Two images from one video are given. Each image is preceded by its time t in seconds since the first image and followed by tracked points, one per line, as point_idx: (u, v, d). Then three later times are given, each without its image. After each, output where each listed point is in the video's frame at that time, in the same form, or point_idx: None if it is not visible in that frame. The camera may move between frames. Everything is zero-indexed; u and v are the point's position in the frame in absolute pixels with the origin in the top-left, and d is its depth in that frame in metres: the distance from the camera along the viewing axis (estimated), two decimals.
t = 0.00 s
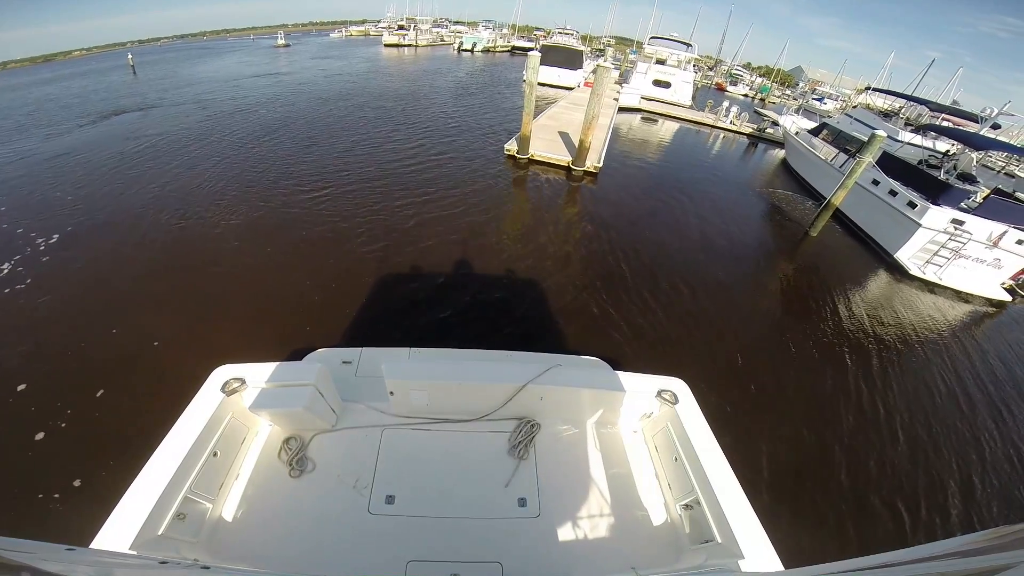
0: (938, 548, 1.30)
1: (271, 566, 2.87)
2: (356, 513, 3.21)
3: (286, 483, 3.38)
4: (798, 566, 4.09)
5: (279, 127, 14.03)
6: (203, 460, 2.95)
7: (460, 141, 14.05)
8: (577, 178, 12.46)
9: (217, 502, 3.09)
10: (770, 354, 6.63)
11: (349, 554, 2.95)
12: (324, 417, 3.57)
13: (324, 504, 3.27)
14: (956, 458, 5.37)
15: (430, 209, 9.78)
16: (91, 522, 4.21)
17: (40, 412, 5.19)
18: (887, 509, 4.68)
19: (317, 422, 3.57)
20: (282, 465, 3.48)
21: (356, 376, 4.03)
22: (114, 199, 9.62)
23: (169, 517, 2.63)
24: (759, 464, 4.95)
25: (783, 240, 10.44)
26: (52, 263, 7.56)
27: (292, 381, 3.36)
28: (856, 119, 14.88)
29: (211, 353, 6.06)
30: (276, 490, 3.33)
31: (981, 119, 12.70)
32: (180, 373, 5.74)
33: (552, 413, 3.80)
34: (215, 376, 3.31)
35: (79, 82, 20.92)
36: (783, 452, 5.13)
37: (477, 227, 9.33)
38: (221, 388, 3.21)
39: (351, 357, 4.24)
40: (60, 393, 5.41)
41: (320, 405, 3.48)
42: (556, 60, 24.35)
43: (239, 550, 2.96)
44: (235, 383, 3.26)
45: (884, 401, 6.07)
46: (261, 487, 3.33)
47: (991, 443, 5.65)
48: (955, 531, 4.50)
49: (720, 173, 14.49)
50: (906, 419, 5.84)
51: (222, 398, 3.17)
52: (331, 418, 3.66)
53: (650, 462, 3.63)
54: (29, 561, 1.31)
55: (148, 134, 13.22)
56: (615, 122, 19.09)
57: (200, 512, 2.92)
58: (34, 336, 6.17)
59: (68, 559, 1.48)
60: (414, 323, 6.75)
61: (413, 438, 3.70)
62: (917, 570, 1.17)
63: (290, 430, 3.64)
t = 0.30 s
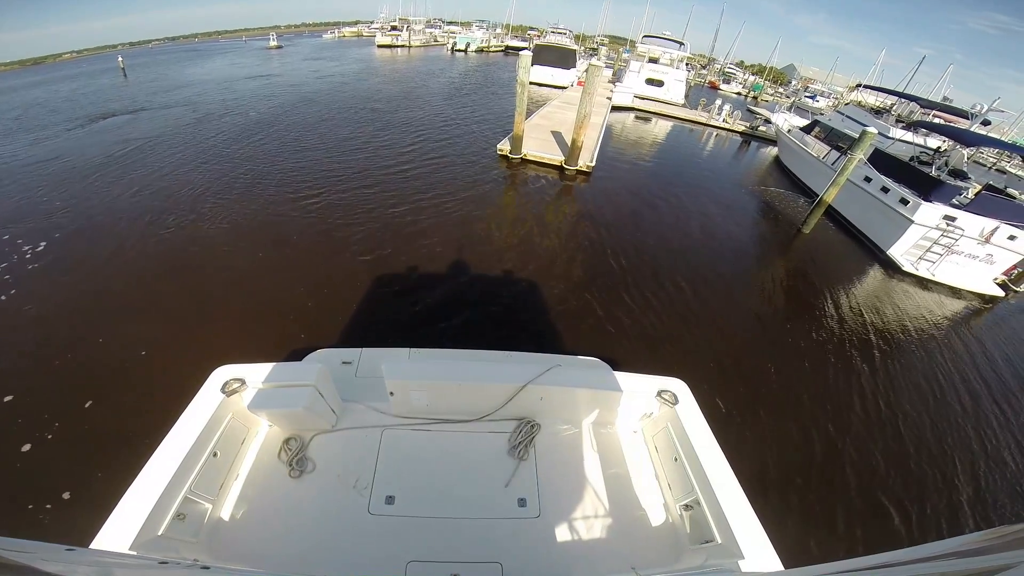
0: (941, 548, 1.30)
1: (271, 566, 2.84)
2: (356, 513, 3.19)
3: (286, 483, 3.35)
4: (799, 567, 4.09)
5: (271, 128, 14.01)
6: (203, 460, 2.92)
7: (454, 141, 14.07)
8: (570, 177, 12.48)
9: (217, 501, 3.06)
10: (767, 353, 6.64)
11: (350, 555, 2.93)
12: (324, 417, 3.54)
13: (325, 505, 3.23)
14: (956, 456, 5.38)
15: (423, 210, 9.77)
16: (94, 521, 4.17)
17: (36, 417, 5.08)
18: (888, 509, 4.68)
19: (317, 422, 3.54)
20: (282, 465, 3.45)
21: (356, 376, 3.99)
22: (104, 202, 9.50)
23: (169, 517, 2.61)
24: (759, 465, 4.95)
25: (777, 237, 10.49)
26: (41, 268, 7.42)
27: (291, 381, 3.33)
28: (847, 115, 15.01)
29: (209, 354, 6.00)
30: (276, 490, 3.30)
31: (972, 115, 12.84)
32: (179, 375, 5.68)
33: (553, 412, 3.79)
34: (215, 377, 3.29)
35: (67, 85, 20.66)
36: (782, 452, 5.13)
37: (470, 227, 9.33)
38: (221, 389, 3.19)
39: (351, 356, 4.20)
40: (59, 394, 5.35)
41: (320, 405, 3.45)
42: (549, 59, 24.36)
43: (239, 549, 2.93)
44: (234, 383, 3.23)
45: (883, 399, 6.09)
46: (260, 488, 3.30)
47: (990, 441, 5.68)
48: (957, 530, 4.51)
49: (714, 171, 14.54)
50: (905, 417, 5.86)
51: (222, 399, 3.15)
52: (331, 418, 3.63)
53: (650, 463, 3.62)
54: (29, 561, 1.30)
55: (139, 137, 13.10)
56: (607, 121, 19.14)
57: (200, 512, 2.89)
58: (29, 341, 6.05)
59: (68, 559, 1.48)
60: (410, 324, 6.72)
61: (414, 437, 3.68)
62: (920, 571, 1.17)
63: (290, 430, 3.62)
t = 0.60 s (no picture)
0: (940, 549, 1.31)
1: (271, 565, 2.82)
2: (356, 513, 3.17)
3: (286, 483, 3.33)
4: (798, 567, 4.09)
5: (263, 129, 13.94)
6: (203, 460, 2.89)
7: (448, 141, 14.05)
8: (563, 176, 12.48)
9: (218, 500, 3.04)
10: (766, 353, 6.64)
11: (351, 555, 2.92)
12: (324, 418, 3.52)
13: (324, 507, 3.21)
14: (956, 456, 5.38)
15: (416, 210, 9.75)
16: (95, 520, 4.21)
17: (29, 424, 5.03)
18: (887, 509, 4.68)
19: (318, 422, 3.52)
20: (282, 465, 3.43)
21: (355, 376, 3.95)
22: (93, 205, 9.37)
23: (169, 517, 2.60)
24: (759, 466, 4.94)
25: (769, 234, 10.56)
26: (31, 273, 7.32)
27: (291, 382, 3.30)
28: (839, 113, 15.12)
29: (206, 356, 5.98)
30: (276, 490, 3.28)
31: (961, 112, 12.97)
32: (177, 377, 5.66)
33: (553, 412, 3.77)
34: (215, 376, 3.25)
35: (55, 88, 20.40)
36: (781, 452, 5.13)
37: (465, 227, 9.32)
38: (221, 388, 3.15)
39: (351, 356, 4.16)
40: (57, 398, 5.34)
41: (320, 405, 3.42)
42: (542, 58, 24.36)
43: (239, 548, 2.92)
44: (235, 383, 3.20)
45: (882, 398, 6.09)
46: (260, 487, 3.28)
47: (989, 440, 5.69)
48: (957, 530, 4.51)
49: (706, 169, 14.60)
50: (904, 416, 5.86)
51: (222, 398, 3.12)
52: (331, 418, 3.60)
53: (650, 463, 3.61)
54: (29, 561, 1.33)
55: (129, 139, 12.98)
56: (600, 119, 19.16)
57: (200, 512, 2.87)
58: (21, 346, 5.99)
59: (69, 558, 1.51)
60: (404, 324, 6.69)
61: (414, 436, 3.67)
62: (919, 571, 1.18)
63: (290, 430, 3.60)
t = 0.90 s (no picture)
0: (942, 548, 1.30)
1: (271, 565, 2.81)
2: (357, 513, 3.16)
3: (286, 483, 3.31)
4: (800, 568, 4.11)
5: (254, 130, 13.81)
6: (203, 460, 2.88)
7: (441, 141, 14.01)
8: (555, 175, 12.47)
9: (218, 499, 3.03)
10: (765, 353, 6.65)
11: (351, 554, 2.91)
12: (324, 418, 3.49)
13: (324, 507, 3.18)
14: (953, 453, 5.43)
15: (410, 211, 9.70)
16: (95, 519, 4.18)
17: (21, 428, 4.95)
18: (887, 509, 4.70)
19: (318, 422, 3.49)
20: (283, 465, 3.41)
21: (356, 376, 3.94)
22: (81, 208, 9.24)
23: (169, 517, 2.60)
24: (759, 468, 4.95)
25: (761, 232, 10.63)
26: (18, 277, 7.20)
27: (291, 382, 3.27)
28: (829, 111, 15.24)
29: (203, 357, 5.93)
30: (276, 490, 3.27)
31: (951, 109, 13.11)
32: (174, 379, 5.60)
33: (553, 411, 3.76)
34: (215, 376, 3.24)
35: (41, 90, 20.10)
36: (781, 453, 5.14)
37: (460, 228, 9.28)
38: (221, 388, 3.14)
39: (351, 356, 4.15)
40: (50, 401, 5.25)
41: (320, 405, 3.40)
42: (534, 57, 24.36)
43: (240, 548, 2.90)
44: (235, 383, 3.19)
45: (879, 397, 6.14)
46: (261, 487, 3.27)
47: (983, 436, 5.76)
48: (956, 528, 4.54)
49: (699, 168, 14.65)
50: (901, 414, 5.91)
51: (222, 398, 3.11)
52: (331, 418, 3.58)
53: (650, 463, 3.61)
54: (28, 561, 1.31)
55: (118, 141, 12.82)
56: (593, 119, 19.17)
57: (200, 512, 2.86)
58: (10, 351, 5.88)
59: (69, 558, 1.49)
60: (398, 325, 6.65)
61: (415, 435, 3.65)
62: (919, 571, 1.19)
63: (290, 430, 3.58)
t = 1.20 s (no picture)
0: (938, 548, 1.32)
1: (272, 566, 2.79)
2: (357, 513, 3.14)
3: (286, 483, 3.30)
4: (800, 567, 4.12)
5: (245, 131, 13.69)
6: (203, 461, 2.86)
7: (435, 141, 13.97)
8: (548, 175, 12.46)
9: (219, 499, 3.01)
10: (762, 352, 6.67)
11: (352, 553, 2.90)
12: (324, 418, 3.47)
13: (325, 507, 3.17)
14: (952, 452, 5.47)
15: (403, 212, 9.67)
16: (96, 519, 4.18)
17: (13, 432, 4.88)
18: (889, 509, 4.71)
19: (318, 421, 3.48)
20: (282, 465, 3.40)
21: (356, 376, 3.94)
22: (70, 211, 9.12)
23: (169, 516, 2.58)
24: (761, 469, 4.96)
25: (754, 230, 10.71)
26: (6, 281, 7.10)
27: (291, 381, 3.25)
28: (820, 109, 15.36)
29: (199, 358, 5.89)
30: (276, 490, 3.25)
31: (941, 107, 13.25)
32: (170, 381, 5.56)
33: (553, 410, 3.75)
34: (216, 375, 3.22)
35: (27, 93, 19.82)
36: (782, 454, 5.15)
37: (454, 228, 9.28)
38: (221, 388, 3.11)
39: (351, 356, 4.14)
40: (42, 404, 5.19)
41: (321, 405, 3.39)
42: (527, 57, 24.39)
43: (240, 547, 2.88)
44: (235, 383, 3.16)
45: (877, 396, 6.17)
46: (260, 488, 3.24)
47: (981, 434, 5.80)
48: (953, 527, 4.57)
49: (692, 166, 14.72)
50: (899, 413, 5.95)
51: (222, 398, 3.08)
52: (331, 418, 3.56)
53: (649, 463, 3.60)
54: (29, 561, 1.32)
55: (107, 144, 12.68)
56: (586, 118, 19.20)
57: (200, 512, 2.84)
58: None
59: (70, 558, 1.49)
60: (392, 326, 6.62)
61: (415, 435, 3.64)
62: (920, 572, 1.21)
63: (290, 430, 3.56)
